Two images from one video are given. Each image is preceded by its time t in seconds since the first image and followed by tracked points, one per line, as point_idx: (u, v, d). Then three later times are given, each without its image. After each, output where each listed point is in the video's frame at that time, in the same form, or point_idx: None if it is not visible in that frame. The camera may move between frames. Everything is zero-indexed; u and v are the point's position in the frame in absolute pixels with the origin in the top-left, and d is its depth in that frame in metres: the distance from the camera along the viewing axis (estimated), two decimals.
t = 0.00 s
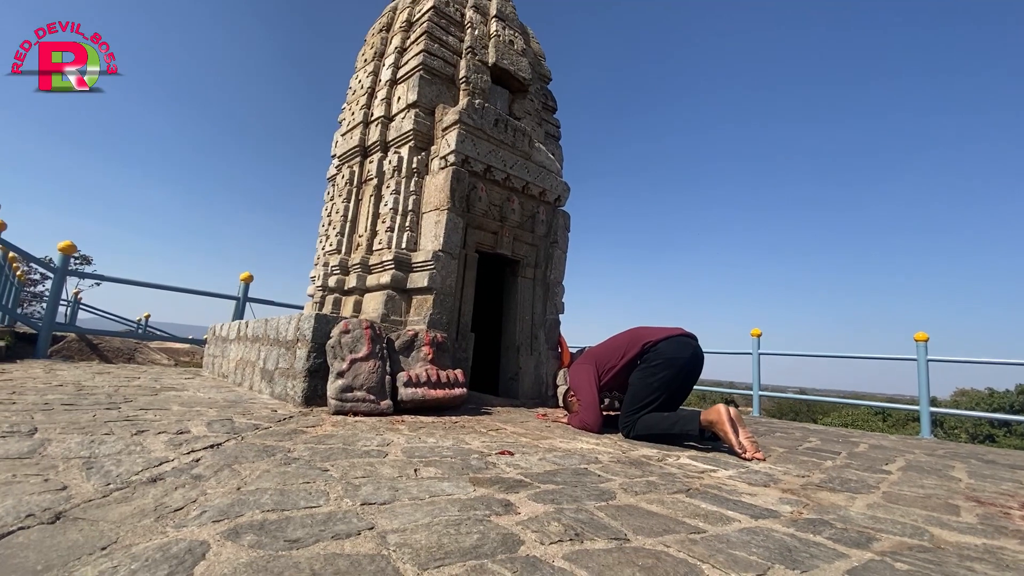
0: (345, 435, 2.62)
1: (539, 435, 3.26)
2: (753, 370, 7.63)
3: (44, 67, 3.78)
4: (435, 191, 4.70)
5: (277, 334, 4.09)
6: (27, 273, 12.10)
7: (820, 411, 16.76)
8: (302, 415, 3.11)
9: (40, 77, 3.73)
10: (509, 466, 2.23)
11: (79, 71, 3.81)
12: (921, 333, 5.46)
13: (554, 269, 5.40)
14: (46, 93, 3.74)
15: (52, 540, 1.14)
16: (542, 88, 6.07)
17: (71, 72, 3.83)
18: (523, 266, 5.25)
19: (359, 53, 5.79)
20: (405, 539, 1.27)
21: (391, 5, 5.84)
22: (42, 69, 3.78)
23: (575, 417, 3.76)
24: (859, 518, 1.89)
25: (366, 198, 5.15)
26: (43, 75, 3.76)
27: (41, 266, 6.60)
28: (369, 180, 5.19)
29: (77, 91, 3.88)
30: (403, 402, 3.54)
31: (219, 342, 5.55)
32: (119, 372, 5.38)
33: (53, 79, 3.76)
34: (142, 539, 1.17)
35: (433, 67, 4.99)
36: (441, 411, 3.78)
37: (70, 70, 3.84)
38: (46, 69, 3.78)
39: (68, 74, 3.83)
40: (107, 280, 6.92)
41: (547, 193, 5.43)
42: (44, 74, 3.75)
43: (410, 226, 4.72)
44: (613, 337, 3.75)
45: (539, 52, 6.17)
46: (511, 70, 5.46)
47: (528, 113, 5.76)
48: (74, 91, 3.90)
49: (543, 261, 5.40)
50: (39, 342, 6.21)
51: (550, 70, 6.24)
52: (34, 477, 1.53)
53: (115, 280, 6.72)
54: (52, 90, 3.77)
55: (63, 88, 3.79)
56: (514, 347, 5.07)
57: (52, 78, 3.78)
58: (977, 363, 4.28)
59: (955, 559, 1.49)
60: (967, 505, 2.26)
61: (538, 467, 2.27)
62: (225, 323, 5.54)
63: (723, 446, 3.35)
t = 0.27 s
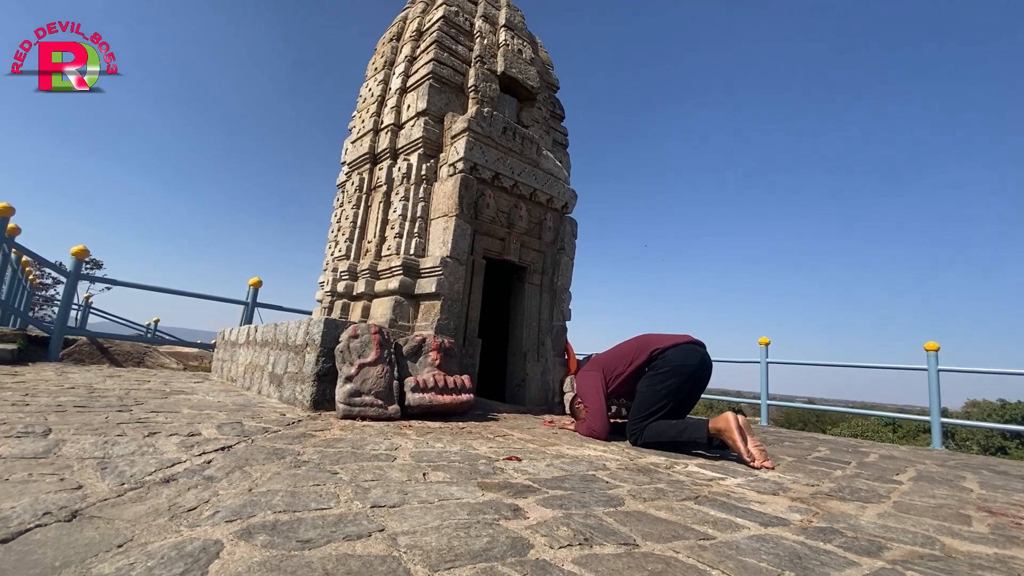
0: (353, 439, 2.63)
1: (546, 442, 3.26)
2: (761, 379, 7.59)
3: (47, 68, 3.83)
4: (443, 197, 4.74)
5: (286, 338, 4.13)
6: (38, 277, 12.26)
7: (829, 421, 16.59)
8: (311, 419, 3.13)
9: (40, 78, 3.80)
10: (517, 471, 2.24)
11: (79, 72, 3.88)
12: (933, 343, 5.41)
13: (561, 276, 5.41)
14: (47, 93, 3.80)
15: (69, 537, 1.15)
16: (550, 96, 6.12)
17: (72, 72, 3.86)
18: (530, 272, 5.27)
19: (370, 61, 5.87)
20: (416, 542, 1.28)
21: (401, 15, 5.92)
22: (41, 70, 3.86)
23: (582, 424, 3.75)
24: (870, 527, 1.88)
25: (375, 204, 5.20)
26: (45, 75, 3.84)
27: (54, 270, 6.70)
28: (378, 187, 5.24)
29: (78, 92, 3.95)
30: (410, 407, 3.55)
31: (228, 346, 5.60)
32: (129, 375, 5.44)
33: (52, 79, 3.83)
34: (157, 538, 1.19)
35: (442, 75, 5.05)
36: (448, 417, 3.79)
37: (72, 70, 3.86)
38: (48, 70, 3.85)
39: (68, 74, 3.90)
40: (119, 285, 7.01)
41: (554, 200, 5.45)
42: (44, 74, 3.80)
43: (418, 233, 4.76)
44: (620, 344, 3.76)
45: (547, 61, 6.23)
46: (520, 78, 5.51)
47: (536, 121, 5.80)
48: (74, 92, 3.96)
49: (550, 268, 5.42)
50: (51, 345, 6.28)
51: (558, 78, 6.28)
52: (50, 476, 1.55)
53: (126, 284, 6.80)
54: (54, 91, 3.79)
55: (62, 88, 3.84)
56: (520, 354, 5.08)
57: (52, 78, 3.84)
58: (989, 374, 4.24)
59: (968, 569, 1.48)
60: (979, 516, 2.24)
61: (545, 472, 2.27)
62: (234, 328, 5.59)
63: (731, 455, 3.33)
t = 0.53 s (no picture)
0: (362, 441, 2.65)
1: (553, 446, 3.26)
2: (768, 386, 7.55)
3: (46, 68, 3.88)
4: (451, 202, 4.77)
5: (295, 341, 4.16)
6: (49, 279, 12.40)
7: (837, 429, 16.44)
8: (319, 421, 3.15)
9: (40, 78, 3.87)
10: (525, 475, 2.24)
11: (78, 72, 3.94)
12: (943, 350, 5.36)
13: (568, 281, 5.42)
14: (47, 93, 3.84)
15: (86, 534, 1.17)
16: (558, 101, 6.15)
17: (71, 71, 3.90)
18: (537, 277, 5.28)
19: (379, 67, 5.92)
20: (426, 543, 1.29)
21: (411, 21, 5.97)
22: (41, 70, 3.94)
23: (589, 429, 3.75)
24: (881, 535, 1.86)
25: (384, 208, 5.23)
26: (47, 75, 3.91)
27: (66, 272, 6.78)
28: (386, 191, 5.28)
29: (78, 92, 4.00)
30: (417, 410, 3.56)
31: (236, 348, 5.64)
32: (139, 376, 5.49)
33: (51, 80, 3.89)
34: (172, 536, 1.20)
35: (451, 81, 5.09)
36: (455, 420, 3.80)
37: (72, 70, 3.91)
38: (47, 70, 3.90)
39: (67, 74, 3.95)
40: (129, 287, 7.09)
41: (562, 205, 5.47)
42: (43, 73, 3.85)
43: (426, 236, 4.78)
44: (628, 349, 3.75)
45: (554, 67, 6.26)
46: (528, 84, 5.54)
47: (543, 126, 5.82)
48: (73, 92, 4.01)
49: (557, 272, 5.43)
50: (63, 346, 6.36)
51: (566, 84, 6.31)
52: (65, 475, 1.57)
53: (137, 286, 6.88)
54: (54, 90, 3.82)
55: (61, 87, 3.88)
56: (527, 358, 5.08)
57: (52, 78, 3.90)
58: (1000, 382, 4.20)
59: None
60: (991, 524, 2.22)
61: (553, 477, 2.27)
62: (243, 330, 5.63)
63: (739, 461, 3.32)
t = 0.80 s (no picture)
0: (368, 440, 2.66)
1: (558, 447, 3.26)
2: (774, 389, 7.52)
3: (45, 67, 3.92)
4: (457, 203, 4.78)
5: (301, 340, 4.18)
6: (58, 278, 12.55)
7: (844, 433, 16.33)
8: (325, 420, 3.17)
9: (40, 77, 3.91)
10: (531, 475, 2.25)
11: (78, 71, 3.98)
12: (951, 354, 5.33)
13: (573, 282, 5.43)
14: (46, 93, 3.87)
15: (99, 529, 1.18)
16: (563, 103, 6.16)
17: (70, 72, 3.94)
18: (542, 278, 5.29)
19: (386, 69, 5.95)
20: (434, 540, 1.30)
21: (418, 24, 6.00)
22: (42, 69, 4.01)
23: (595, 430, 3.75)
24: (888, 538, 1.86)
25: (390, 210, 5.26)
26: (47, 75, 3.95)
27: (76, 272, 6.86)
28: (393, 192, 5.30)
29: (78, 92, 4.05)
30: (423, 410, 3.57)
31: (243, 348, 5.68)
32: (147, 376, 5.53)
33: (51, 79, 3.93)
34: (183, 531, 1.22)
35: (457, 83, 5.11)
36: (460, 421, 3.81)
37: (71, 70, 3.96)
38: (47, 69, 3.95)
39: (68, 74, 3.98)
40: (137, 286, 7.15)
41: (567, 207, 5.48)
42: (43, 71, 3.89)
43: (432, 238, 4.80)
44: (634, 351, 3.75)
45: (560, 69, 6.28)
46: (534, 86, 5.56)
47: (549, 128, 5.84)
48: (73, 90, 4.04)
49: (563, 274, 5.43)
50: (72, 345, 6.42)
51: (572, 86, 6.32)
52: (78, 471, 1.59)
53: (145, 286, 6.94)
54: (53, 90, 3.86)
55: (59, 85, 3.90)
56: (532, 360, 5.09)
57: (52, 78, 3.95)
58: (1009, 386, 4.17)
59: None
60: (999, 528, 2.21)
61: (559, 477, 2.28)
62: (250, 330, 5.66)
63: (745, 463, 3.31)
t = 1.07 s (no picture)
0: (371, 439, 2.68)
1: (560, 447, 3.27)
2: (778, 390, 7.50)
3: (44, 66, 3.93)
4: (460, 203, 4.79)
5: (305, 339, 4.20)
6: (65, 277, 12.64)
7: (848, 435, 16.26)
8: (329, 419, 3.19)
9: (40, 77, 3.93)
10: (533, 474, 2.25)
11: (77, 70, 3.99)
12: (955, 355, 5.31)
13: (576, 282, 5.43)
14: (47, 93, 3.88)
15: (105, 523, 1.20)
16: (567, 103, 6.16)
17: (69, 71, 3.96)
18: (545, 278, 5.29)
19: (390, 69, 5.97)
20: (436, 537, 1.31)
21: (421, 24, 6.02)
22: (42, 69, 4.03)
23: (597, 430, 3.75)
24: (891, 538, 1.86)
25: (393, 209, 5.27)
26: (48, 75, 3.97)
27: (82, 271, 6.91)
28: (396, 192, 5.32)
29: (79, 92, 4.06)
30: (426, 409, 3.58)
31: (247, 347, 5.70)
32: (152, 374, 5.56)
33: (51, 79, 3.95)
34: (188, 526, 1.23)
35: (461, 83, 5.12)
36: (462, 420, 3.81)
37: (72, 70, 3.99)
38: (47, 69, 3.96)
39: (67, 73, 3.97)
40: (143, 285, 7.20)
41: (570, 207, 5.48)
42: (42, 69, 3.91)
43: (435, 237, 4.81)
44: (636, 351, 3.75)
45: (564, 69, 6.28)
46: (537, 86, 5.56)
47: (553, 128, 5.84)
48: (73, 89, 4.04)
49: (566, 274, 5.44)
50: (77, 343, 6.47)
51: (575, 86, 6.33)
52: (84, 466, 1.61)
53: (150, 285, 6.98)
54: (54, 90, 3.87)
55: (60, 85, 3.89)
56: (534, 359, 5.09)
57: (52, 77, 3.97)
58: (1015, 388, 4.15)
59: None
60: (1003, 530, 2.20)
61: (561, 476, 2.28)
62: (254, 329, 5.69)
63: (748, 464, 3.30)
